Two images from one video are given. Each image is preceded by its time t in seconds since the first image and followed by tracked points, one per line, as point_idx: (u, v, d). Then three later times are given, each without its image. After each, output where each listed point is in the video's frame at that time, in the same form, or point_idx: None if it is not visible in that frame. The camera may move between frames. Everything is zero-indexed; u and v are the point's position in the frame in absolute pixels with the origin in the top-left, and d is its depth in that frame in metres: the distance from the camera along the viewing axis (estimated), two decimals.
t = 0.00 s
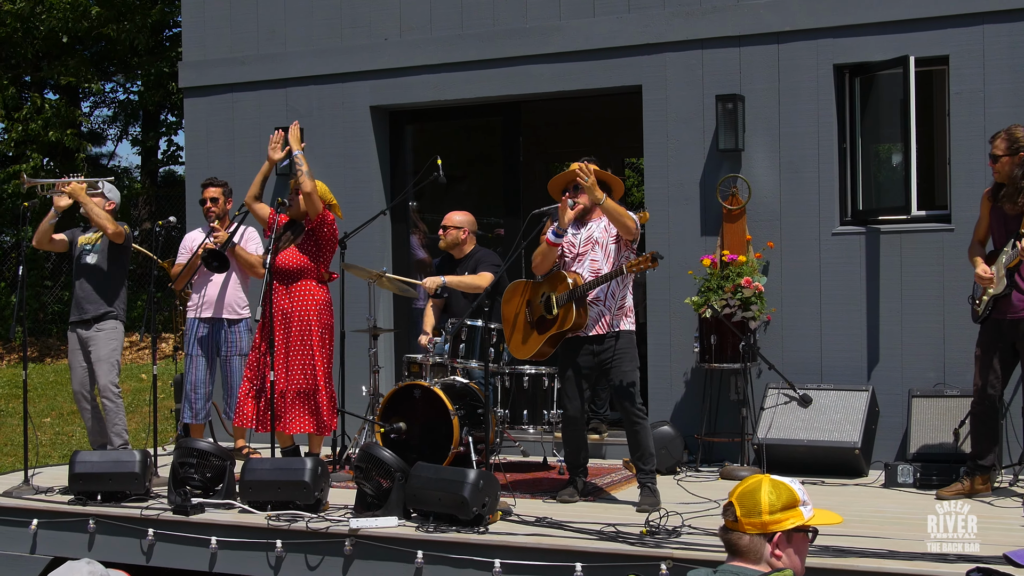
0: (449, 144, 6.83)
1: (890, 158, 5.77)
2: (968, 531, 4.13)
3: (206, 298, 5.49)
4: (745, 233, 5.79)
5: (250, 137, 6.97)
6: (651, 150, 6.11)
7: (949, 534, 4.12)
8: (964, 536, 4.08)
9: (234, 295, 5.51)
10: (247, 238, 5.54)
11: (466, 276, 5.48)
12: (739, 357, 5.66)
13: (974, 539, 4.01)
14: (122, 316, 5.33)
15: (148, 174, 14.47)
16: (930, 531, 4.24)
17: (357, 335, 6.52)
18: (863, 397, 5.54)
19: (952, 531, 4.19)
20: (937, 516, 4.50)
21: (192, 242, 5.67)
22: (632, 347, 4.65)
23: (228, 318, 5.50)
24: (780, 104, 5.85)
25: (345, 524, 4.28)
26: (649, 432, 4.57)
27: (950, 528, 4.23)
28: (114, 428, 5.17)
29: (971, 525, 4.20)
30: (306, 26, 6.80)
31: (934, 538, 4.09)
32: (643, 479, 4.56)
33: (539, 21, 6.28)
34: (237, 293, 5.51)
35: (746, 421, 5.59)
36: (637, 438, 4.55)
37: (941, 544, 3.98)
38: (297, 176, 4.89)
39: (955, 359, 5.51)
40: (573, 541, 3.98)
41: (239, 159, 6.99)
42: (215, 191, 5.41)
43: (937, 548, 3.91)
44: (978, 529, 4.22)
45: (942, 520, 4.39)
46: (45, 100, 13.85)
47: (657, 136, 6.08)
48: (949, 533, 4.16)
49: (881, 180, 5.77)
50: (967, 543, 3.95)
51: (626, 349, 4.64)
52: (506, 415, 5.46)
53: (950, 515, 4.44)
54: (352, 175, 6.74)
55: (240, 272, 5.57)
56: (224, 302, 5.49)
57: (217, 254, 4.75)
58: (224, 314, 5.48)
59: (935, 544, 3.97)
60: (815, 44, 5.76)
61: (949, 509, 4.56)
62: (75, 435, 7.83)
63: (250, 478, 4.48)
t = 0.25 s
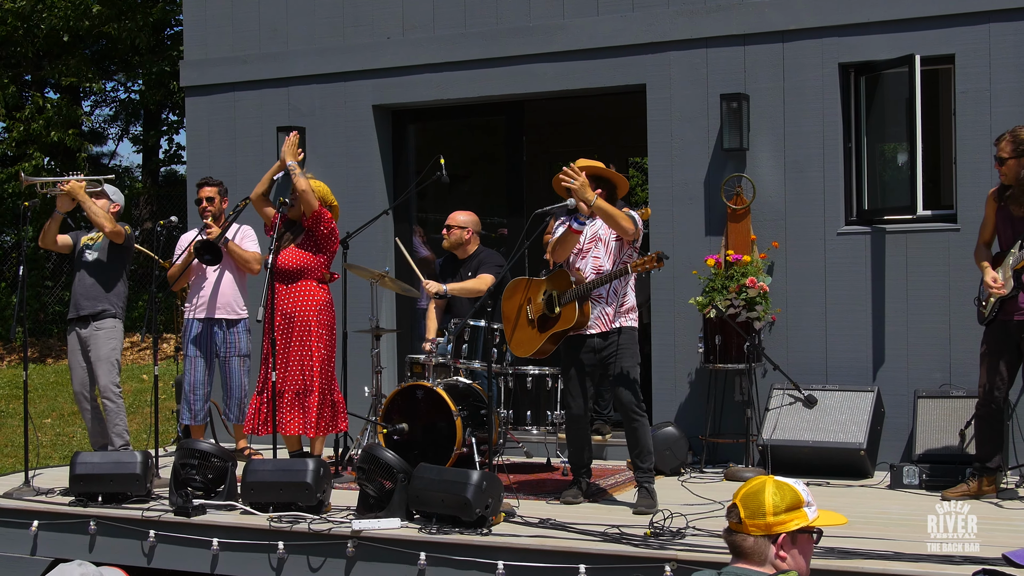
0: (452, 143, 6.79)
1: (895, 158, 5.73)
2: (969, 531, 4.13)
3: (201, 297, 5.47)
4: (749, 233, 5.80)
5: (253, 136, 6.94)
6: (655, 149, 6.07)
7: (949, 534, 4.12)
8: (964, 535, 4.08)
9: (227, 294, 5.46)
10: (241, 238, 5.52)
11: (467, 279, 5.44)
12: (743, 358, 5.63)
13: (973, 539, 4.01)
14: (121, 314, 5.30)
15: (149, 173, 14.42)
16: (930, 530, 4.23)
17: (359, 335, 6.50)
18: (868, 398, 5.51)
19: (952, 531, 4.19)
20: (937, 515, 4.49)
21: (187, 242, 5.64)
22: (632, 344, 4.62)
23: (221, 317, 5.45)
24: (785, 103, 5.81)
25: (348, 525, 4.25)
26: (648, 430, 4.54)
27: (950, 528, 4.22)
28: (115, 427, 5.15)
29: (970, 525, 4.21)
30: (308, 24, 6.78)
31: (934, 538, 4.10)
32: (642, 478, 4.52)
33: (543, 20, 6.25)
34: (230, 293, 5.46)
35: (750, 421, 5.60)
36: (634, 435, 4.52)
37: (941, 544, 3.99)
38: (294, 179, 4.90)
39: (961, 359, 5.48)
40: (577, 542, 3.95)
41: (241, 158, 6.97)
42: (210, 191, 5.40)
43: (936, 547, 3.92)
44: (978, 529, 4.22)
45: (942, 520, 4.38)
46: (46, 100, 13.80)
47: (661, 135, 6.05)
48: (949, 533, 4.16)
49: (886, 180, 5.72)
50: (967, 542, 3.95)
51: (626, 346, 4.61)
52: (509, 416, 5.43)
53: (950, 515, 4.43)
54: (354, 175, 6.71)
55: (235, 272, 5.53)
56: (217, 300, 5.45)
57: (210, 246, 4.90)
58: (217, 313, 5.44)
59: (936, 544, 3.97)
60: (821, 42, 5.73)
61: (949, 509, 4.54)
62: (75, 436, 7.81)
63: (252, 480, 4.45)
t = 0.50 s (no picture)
0: (455, 143, 6.77)
1: (900, 157, 5.67)
2: (968, 531, 4.10)
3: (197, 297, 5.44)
4: (754, 233, 5.76)
5: (255, 136, 6.92)
6: (659, 148, 6.04)
7: (948, 534, 4.09)
8: (964, 535, 4.05)
9: (223, 294, 5.42)
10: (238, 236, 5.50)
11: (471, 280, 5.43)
12: (748, 359, 5.60)
13: (974, 539, 3.99)
14: (124, 315, 5.28)
15: (151, 173, 14.37)
16: (930, 531, 4.19)
17: (362, 336, 6.48)
18: (874, 398, 5.47)
19: (952, 531, 4.16)
20: (937, 515, 4.44)
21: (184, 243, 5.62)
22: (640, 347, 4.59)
23: (216, 316, 5.42)
24: (791, 102, 5.78)
25: (350, 527, 4.23)
26: (653, 433, 4.53)
27: (950, 527, 4.18)
28: (116, 427, 5.14)
29: (969, 526, 4.16)
30: (310, 23, 6.75)
31: (934, 538, 4.07)
32: (643, 479, 4.51)
33: (546, 19, 6.22)
34: (225, 292, 5.43)
35: (755, 423, 5.62)
36: (639, 436, 4.51)
37: (941, 544, 3.95)
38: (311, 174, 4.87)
39: (968, 359, 5.44)
40: (580, 543, 3.92)
41: (243, 157, 6.94)
42: (210, 191, 5.40)
43: (936, 547, 3.90)
44: (978, 529, 4.19)
45: (943, 520, 4.31)
46: (47, 100, 13.77)
47: (665, 135, 6.02)
48: (949, 533, 4.13)
49: (892, 178, 5.67)
50: (966, 542, 3.92)
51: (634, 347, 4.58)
52: (512, 417, 5.40)
53: (949, 515, 4.38)
54: (356, 174, 6.69)
55: (231, 271, 5.49)
56: (212, 300, 5.42)
57: (204, 236, 4.79)
58: (212, 313, 5.41)
59: (936, 545, 3.95)
60: (826, 41, 5.69)
61: (950, 509, 4.50)
62: (76, 437, 7.79)
63: (254, 481, 4.42)
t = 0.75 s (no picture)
0: (459, 142, 6.74)
1: (905, 157, 5.60)
2: (968, 531, 4.08)
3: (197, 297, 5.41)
4: (759, 233, 5.70)
5: (256, 135, 6.90)
6: (663, 148, 6.01)
7: (948, 534, 4.08)
8: (964, 536, 4.04)
9: (225, 295, 5.40)
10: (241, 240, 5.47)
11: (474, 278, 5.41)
12: (753, 359, 5.56)
13: (974, 539, 3.98)
14: (131, 318, 5.28)
15: (152, 172, 14.31)
16: (930, 532, 4.19)
17: (365, 337, 6.45)
18: (879, 399, 5.44)
19: (952, 531, 4.14)
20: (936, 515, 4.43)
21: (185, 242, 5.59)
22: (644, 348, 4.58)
23: (219, 317, 5.40)
24: (796, 101, 5.74)
25: (352, 529, 4.20)
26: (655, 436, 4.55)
27: (950, 528, 4.17)
28: (119, 429, 5.12)
29: (969, 525, 4.15)
30: (313, 22, 6.72)
31: (934, 539, 4.06)
32: (644, 481, 4.51)
33: (550, 17, 6.20)
34: (227, 293, 5.41)
35: (759, 423, 5.60)
36: (641, 438, 4.51)
37: (941, 544, 3.93)
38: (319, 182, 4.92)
39: (974, 360, 5.41)
40: (584, 545, 3.89)
41: (245, 157, 6.92)
42: (216, 191, 5.39)
43: (936, 547, 3.89)
44: (977, 529, 4.18)
45: (942, 520, 4.31)
46: (48, 100, 13.74)
47: (669, 134, 5.99)
48: (949, 533, 4.11)
49: (898, 179, 5.59)
50: (967, 542, 3.91)
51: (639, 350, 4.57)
52: (515, 417, 5.38)
53: (949, 515, 4.37)
54: (359, 174, 6.66)
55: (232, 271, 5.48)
56: (215, 301, 5.39)
57: (207, 232, 4.80)
58: (214, 314, 5.39)
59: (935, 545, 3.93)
60: (831, 40, 5.66)
61: (950, 509, 4.49)
62: (77, 438, 7.78)
63: (255, 482, 4.40)
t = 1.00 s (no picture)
0: (462, 142, 6.72)
1: (911, 157, 5.59)
2: (968, 531, 4.11)
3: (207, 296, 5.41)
4: (763, 232, 5.71)
5: (259, 134, 6.87)
6: (667, 147, 5.97)
7: (949, 534, 4.11)
8: (964, 536, 4.06)
9: (235, 293, 5.38)
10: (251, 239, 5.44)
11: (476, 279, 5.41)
12: (758, 360, 5.53)
13: (974, 539, 4.01)
14: (128, 315, 5.25)
15: (153, 172, 14.26)
16: (930, 531, 4.21)
17: (367, 337, 6.43)
18: (884, 400, 5.41)
19: (953, 531, 4.17)
20: (937, 515, 4.48)
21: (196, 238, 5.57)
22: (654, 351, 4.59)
23: (229, 316, 5.39)
24: (801, 101, 5.71)
25: (355, 530, 4.18)
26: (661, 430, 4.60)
27: (950, 528, 4.20)
28: (120, 429, 5.11)
29: (970, 524, 4.19)
30: (315, 21, 6.70)
31: (934, 538, 4.08)
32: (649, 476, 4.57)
33: (553, 16, 6.17)
34: (238, 292, 5.39)
35: (764, 424, 5.50)
36: (648, 435, 4.58)
37: (941, 544, 3.95)
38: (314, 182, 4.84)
39: (980, 360, 5.38)
40: (588, 547, 3.86)
41: (247, 156, 6.90)
42: (229, 191, 5.39)
43: (936, 547, 3.90)
44: (978, 529, 4.20)
45: (942, 520, 4.36)
46: (50, 100, 13.71)
47: (673, 133, 5.95)
48: (949, 533, 4.14)
49: (904, 179, 5.58)
50: (967, 542, 3.94)
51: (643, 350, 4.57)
52: (519, 418, 5.35)
53: (950, 515, 4.42)
54: (361, 173, 6.63)
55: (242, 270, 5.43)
56: (225, 299, 5.38)
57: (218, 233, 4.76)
58: (225, 313, 5.38)
59: (936, 544, 3.95)
60: (836, 38, 5.62)
61: (949, 508, 4.53)
62: (78, 439, 7.76)
63: (258, 484, 4.36)
